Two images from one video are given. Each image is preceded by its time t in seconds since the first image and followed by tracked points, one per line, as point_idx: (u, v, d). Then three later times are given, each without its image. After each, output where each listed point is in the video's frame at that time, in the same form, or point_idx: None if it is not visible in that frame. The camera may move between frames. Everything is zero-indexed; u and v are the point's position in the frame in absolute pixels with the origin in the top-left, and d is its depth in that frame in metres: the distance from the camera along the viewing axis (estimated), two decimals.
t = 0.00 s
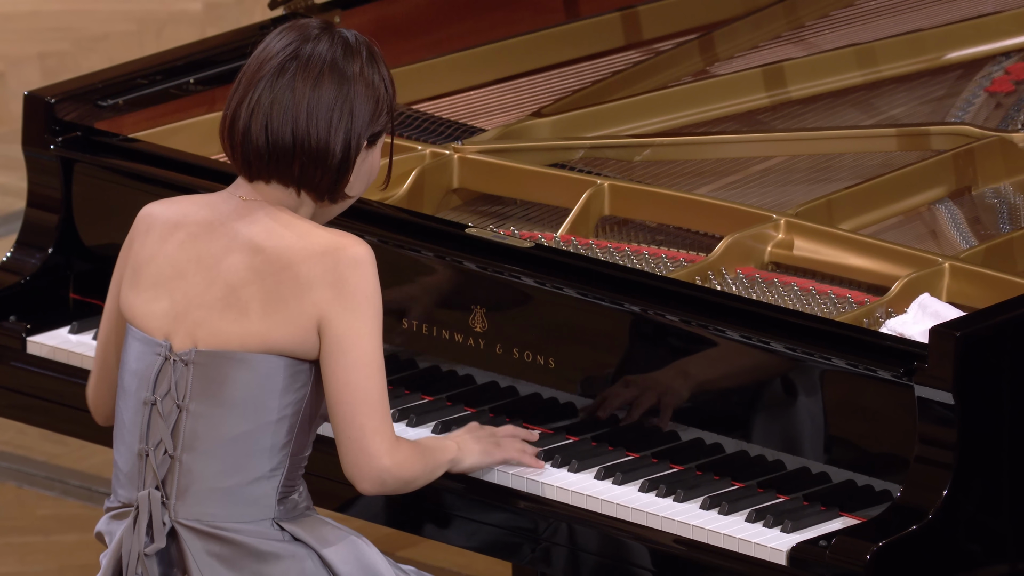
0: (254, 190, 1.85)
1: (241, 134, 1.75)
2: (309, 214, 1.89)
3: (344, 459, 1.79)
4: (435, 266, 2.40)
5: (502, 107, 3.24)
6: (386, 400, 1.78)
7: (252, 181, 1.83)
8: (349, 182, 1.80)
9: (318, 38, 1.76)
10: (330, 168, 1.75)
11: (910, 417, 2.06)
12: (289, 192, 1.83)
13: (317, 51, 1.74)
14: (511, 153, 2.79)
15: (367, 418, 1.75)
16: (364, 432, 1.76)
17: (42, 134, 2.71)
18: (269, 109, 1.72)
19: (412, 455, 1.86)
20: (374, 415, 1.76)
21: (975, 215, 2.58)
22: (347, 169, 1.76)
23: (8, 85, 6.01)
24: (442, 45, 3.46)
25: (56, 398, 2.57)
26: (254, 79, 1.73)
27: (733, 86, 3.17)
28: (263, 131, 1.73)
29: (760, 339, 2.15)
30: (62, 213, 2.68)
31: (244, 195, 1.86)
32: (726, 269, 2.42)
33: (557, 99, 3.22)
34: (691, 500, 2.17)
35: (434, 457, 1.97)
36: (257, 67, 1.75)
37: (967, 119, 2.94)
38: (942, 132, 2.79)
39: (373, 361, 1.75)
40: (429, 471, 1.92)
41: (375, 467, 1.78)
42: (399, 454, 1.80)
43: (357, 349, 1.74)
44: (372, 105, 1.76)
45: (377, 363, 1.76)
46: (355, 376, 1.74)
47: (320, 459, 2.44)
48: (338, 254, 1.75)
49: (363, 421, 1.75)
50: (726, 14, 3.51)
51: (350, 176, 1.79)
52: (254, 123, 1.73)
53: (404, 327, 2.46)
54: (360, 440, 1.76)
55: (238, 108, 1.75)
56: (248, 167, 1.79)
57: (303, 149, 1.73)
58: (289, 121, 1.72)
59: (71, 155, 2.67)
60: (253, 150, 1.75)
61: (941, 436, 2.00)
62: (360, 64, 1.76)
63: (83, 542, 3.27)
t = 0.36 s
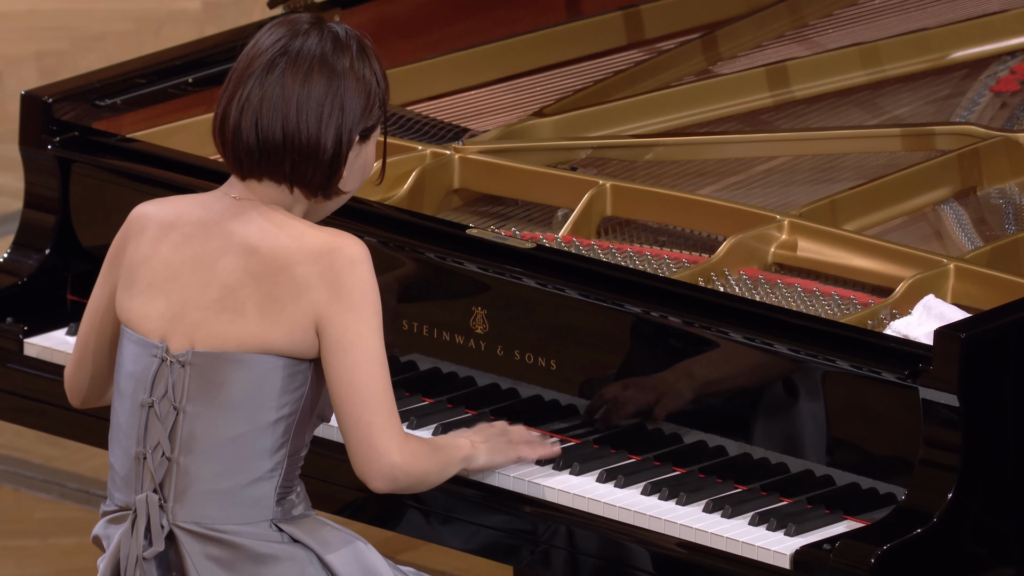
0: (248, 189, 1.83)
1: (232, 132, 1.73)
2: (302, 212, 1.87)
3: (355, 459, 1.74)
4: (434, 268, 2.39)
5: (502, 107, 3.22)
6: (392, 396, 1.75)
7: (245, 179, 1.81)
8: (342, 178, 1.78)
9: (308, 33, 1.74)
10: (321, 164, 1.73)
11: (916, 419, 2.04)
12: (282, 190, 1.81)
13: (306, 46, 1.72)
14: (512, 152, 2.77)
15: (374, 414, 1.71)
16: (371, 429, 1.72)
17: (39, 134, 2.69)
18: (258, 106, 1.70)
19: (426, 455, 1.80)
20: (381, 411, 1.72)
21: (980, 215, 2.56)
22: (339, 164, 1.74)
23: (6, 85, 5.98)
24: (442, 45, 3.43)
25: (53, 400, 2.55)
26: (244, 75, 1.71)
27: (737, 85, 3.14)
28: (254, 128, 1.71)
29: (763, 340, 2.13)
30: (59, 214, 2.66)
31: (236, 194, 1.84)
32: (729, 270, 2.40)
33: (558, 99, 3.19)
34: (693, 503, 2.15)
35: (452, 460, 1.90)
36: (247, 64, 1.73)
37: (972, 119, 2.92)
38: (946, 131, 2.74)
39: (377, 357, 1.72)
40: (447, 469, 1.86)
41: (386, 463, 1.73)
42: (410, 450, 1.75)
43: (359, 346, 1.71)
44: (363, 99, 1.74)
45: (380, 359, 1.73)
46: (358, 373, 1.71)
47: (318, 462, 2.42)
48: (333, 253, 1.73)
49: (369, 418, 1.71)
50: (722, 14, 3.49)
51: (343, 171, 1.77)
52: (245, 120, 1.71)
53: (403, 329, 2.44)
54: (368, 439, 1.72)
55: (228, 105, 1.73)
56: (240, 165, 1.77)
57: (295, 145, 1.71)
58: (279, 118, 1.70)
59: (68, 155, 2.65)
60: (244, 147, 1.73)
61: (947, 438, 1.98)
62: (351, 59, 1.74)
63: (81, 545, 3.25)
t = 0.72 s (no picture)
0: (241, 188, 1.80)
1: (225, 131, 1.71)
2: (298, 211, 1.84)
3: (367, 455, 1.73)
4: (435, 270, 2.36)
5: (503, 108, 3.20)
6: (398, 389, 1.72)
7: (239, 179, 1.79)
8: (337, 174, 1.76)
9: (299, 29, 1.72)
10: (316, 161, 1.71)
11: (920, 424, 2.02)
12: (278, 187, 1.79)
13: (298, 42, 1.70)
14: (513, 153, 2.75)
15: (383, 409, 1.69)
16: (379, 426, 1.70)
17: (36, 135, 2.67)
18: (251, 103, 1.68)
19: (443, 446, 1.79)
20: (390, 405, 1.70)
21: (985, 217, 2.54)
22: (334, 161, 1.72)
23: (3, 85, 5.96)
24: (443, 45, 3.41)
25: (50, 403, 2.53)
26: (236, 74, 1.69)
27: (740, 86, 3.13)
28: (247, 127, 1.69)
29: (766, 343, 2.12)
30: (57, 216, 2.64)
31: (230, 194, 1.81)
32: (732, 272, 2.38)
33: (560, 100, 3.17)
34: (696, 507, 2.13)
35: (472, 451, 1.90)
36: (239, 62, 1.71)
37: (977, 119, 2.90)
38: (950, 133, 2.72)
39: (380, 352, 1.70)
40: (465, 460, 1.86)
41: (399, 458, 1.71)
42: (422, 443, 1.73)
43: (359, 343, 1.69)
44: (356, 95, 1.71)
45: (383, 354, 1.70)
46: (362, 370, 1.69)
47: (317, 465, 2.39)
48: (325, 250, 1.70)
49: (376, 415, 1.70)
50: (734, 12, 3.47)
51: (338, 168, 1.75)
52: (238, 118, 1.69)
53: (404, 332, 2.42)
54: (379, 435, 1.70)
55: (221, 104, 1.71)
56: (235, 164, 1.75)
57: (288, 143, 1.69)
58: (272, 116, 1.68)
59: (65, 156, 2.63)
60: (238, 146, 1.71)
61: (952, 442, 1.96)
62: (343, 55, 1.71)
63: (78, 550, 3.23)
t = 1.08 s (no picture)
0: (244, 188, 1.78)
1: (228, 131, 1.68)
2: (300, 209, 1.82)
3: (366, 453, 1.70)
4: (436, 274, 2.34)
5: (505, 110, 3.18)
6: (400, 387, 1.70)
7: (242, 178, 1.76)
8: (341, 173, 1.74)
9: (302, 27, 1.69)
10: (321, 160, 1.69)
11: (924, 428, 2.00)
12: (281, 187, 1.76)
13: (300, 41, 1.68)
14: (514, 157, 2.73)
15: (385, 408, 1.67)
16: (380, 424, 1.67)
17: (33, 138, 2.65)
18: (254, 103, 1.66)
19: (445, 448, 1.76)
20: (391, 404, 1.67)
21: (990, 220, 2.52)
22: (339, 160, 1.71)
23: None
24: (444, 46, 3.39)
25: (47, 408, 2.52)
26: (238, 73, 1.67)
27: (743, 88, 3.11)
28: (250, 127, 1.67)
29: (769, 348, 2.09)
30: (54, 220, 2.62)
31: (233, 194, 1.78)
32: (735, 276, 2.36)
33: (561, 103, 3.15)
34: (698, 513, 2.11)
35: (477, 458, 1.88)
36: (240, 61, 1.68)
37: (982, 122, 2.88)
38: (955, 136, 2.72)
39: (382, 350, 1.67)
40: (467, 463, 1.83)
41: (400, 457, 1.69)
42: (424, 442, 1.71)
43: (362, 341, 1.67)
44: (360, 93, 1.69)
45: (385, 352, 1.68)
46: (364, 368, 1.66)
47: (316, 471, 2.37)
48: (328, 248, 1.67)
49: (377, 413, 1.67)
50: (736, 14, 3.45)
51: (342, 167, 1.73)
52: (241, 118, 1.67)
53: (404, 336, 2.40)
54: (380, 433, 1.68)
55: (223, 104, 1.69)
56: (238, 164, 1.73)
57: (292, 142, 1.67)
58: (276, 115, 1.66)
59: (63, 159, 2.61)
60: (241, 146, 1.69)
61: (957, 447, 1.93)
62: (346, 52, 1.69)
63: (75, 557, 3.21)
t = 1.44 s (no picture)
0: (241, 191, 1.76)
1: (222, 132, 1.66)
2: (298, 212, 1.80)
3: (375, 452, 1.68)
4: (435, 280, 2.32)
5: (506, 115, 3.16)
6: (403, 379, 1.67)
7: (238, 180, 1.74)
8: (337, 174, 1.72)
9: (296, 27, 1.67)
10: (316, 161, 1.67)
11: (929, 436, 1.98)
12: (277, 189, 1.74)
13: (295, 41, 1.65)
14: (514, 162, 2.71)
15: (390, 402, 1.64)
16: (386, 421, 1.65)
17: (29, 143, 2.63)
18: (248, 103, 1.64)
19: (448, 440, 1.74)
20: (397, 398, 1.65)
21: (995, 226, 2.50)
22: (333, 160, 1.68)
23: None
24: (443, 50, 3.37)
25: (44, 415, 2.50)
26: (232, 74, 1.65)
27: (745, 93, 3.09)
28: (245, 128, 1.64)
29: (772, 355, 2.07)
30: (51, 225, 2.60)
31: (229, 197, 1.77)
32: (737, 282, 2.34)
33: (562, 108, 3.14)
34: (700, 522, 2.08)
35: (479, 450, 1.85)
36: (235, 63, 1.66)
37: (986, 127, 2.87)
38: (960, 141, 2.68)
39: (382, 346, 1.65)
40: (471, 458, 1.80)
41: (409, 451, 1.67)
42: (431, 435, 1.69)
43: (362, 337, 1.64)
44: (355, 93, 1.67)
45: (386, 346, 1.65)
46: (365, 365, 1.64)
47: (315, 479, 2.36)
48: (322, 247, 1.65)
49: (382, 409, 1.64)
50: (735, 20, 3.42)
51: (338, 168, 1.71)
52: (235, 120, 1.65)
53: (404, 342, 2.38)
54: (387, 428, 1.65)
55: (217, 105, 1.67)
56: (233, 166, 1.71)
57: (287, 143, 1.65)
58: (270, 116, 1.64)
59: (60, 164, 2.59)
60: (236, 148, 1.67)
61: (960, 455, 1.92)
62: (341, 53, 1.66)
63: (73, 566, 3.18)
